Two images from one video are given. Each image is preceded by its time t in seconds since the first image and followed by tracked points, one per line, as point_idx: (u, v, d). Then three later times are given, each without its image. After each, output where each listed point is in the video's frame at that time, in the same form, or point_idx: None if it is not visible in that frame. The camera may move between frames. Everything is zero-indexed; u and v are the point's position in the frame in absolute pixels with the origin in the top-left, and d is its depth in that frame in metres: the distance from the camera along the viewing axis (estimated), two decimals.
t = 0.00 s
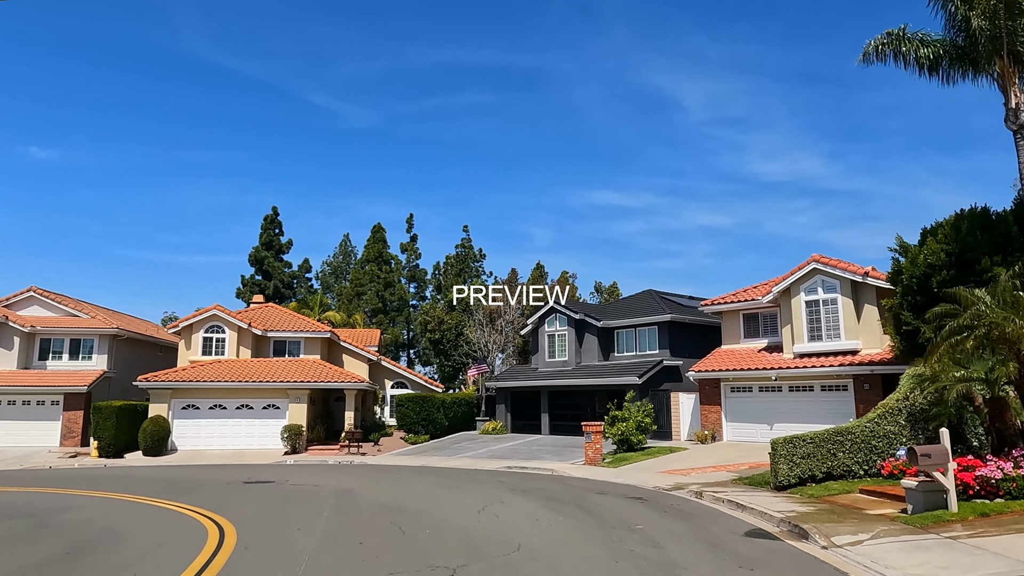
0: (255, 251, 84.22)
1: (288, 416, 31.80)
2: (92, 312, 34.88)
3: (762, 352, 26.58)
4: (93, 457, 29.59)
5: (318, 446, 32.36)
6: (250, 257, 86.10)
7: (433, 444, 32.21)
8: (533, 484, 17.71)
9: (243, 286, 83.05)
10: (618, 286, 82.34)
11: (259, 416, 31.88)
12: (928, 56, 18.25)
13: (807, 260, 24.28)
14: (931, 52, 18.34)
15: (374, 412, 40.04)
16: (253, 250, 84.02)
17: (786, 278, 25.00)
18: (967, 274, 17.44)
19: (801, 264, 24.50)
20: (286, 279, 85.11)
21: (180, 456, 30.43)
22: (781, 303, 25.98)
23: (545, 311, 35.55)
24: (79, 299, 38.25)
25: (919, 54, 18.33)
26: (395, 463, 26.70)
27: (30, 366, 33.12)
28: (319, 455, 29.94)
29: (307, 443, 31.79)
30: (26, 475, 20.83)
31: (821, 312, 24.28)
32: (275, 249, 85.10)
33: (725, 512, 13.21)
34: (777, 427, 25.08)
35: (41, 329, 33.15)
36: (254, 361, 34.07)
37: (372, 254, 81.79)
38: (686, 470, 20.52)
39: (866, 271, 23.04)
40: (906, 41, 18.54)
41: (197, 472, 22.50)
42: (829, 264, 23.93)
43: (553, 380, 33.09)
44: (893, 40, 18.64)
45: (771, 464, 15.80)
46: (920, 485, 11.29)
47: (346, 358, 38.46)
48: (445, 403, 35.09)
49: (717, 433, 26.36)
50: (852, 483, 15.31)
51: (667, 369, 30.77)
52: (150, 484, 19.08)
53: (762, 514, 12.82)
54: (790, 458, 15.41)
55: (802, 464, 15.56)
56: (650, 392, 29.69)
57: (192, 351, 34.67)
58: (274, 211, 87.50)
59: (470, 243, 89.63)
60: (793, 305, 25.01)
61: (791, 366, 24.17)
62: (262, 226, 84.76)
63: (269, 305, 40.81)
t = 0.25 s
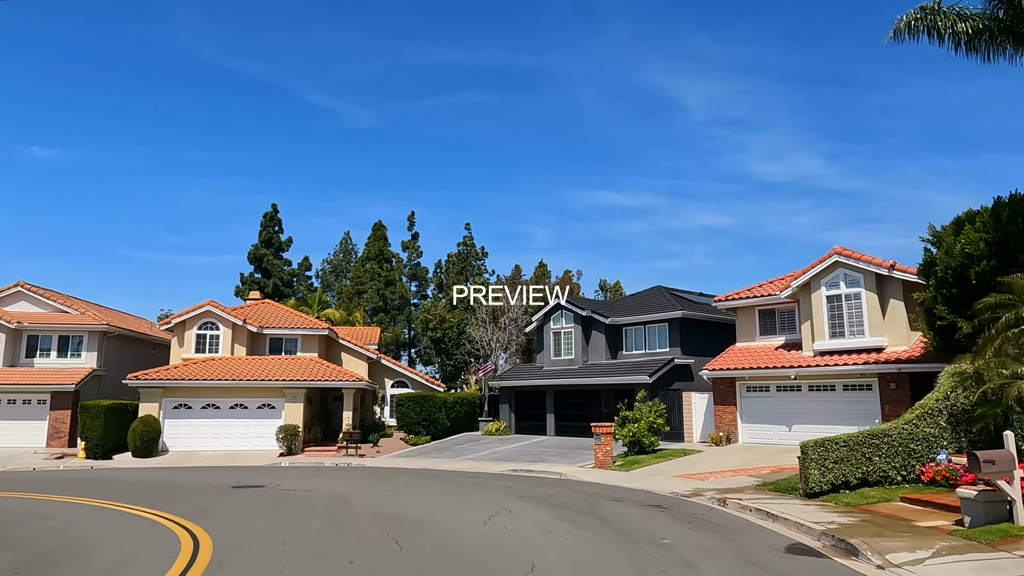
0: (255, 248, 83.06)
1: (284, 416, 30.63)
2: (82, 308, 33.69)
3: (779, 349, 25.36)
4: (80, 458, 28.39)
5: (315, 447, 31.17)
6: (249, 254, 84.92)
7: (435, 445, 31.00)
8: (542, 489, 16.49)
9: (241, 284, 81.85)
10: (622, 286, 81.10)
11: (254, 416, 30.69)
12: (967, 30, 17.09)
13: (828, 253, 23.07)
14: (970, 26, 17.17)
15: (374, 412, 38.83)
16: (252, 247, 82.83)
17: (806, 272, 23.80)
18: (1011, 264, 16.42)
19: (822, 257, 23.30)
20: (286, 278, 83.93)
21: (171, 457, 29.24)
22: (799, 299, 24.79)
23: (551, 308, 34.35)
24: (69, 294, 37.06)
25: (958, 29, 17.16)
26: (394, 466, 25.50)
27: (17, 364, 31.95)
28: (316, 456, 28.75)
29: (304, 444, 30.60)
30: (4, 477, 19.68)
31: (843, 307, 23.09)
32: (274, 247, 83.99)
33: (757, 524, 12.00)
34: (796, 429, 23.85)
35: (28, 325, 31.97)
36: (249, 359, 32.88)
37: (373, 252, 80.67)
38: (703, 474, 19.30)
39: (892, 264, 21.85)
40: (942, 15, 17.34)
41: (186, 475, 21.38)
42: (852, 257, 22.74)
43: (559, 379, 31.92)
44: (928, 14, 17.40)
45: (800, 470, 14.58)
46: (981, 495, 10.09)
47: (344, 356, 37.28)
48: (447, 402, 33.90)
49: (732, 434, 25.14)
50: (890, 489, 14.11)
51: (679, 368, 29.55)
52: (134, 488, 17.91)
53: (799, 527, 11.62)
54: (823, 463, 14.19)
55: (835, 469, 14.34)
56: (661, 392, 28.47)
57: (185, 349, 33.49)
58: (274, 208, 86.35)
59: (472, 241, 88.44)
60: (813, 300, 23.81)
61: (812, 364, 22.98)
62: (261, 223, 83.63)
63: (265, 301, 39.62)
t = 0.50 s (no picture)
0: (256, 246, 82.12)
1: (281, 416, 29.63)
2: (75, 304, 32.72)
3: (798, 348, 24.27)
4: (70, 459, 27.38)
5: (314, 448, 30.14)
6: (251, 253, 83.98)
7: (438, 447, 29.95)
8: (553, 495, 15.42)
9: (243, 282, 80.91)
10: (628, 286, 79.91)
11: (251, 416, 29.69)
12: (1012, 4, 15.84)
13: (852, 247, 21.98)
14: None
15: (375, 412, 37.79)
16: (253, 245, 81.88)
17: (828, 267, 22.71)
18: None
19: (844, 251, 22.21)
20: (287, 276, 82.97)
21: (165, 458, 28.24)
22: (819, 295, 23.71)
23: (558, 305, 33.27)
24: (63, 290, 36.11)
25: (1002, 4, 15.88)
26: (395, 469, 24.45)
27: (8, 361, 30.98)
28: (314, 458, 27.73)
29: (302, 445, 29.59)
30: None
31: (867, 304, 22.00)
32: (276, 245, 83.05)
33: (793, 537, 10.90)
34: (816, 431, 22.75)
35: (19, 321, 31.01)
36: (247, 357, 31.88)
37: (376, 250, 79.69)
38: (722, 479, 18.22)
39: (920, 258, 20.76)
40: None
41: (176, 478, 20.37)
42: (876, 251, 21.64)
43: (567, 379, 30.87)
44: None
45: (832, 476, 13.50)
46: None
47: (345, 354, 36.26)
48: (450, 402, 32.87)
49: (749, 436, 24.05)
50: (931, 498, 13.04)
51: (691, 367, 28.46)
52: (119, 492, 16.89)
53: (840, 540, 10.52)
54: (858, 469, 13.12)
55: (871, 475, 13.26)
56: (673, 392, 27.39)
57: (180, 346, 32.50)
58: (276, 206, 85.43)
59: (476, 239, 87.38)
60: (834, 296, 22.70)
61: (834, 364, 21.89)
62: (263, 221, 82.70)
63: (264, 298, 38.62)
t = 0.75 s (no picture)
0: (259, 245, 81.09)
1: (281, 417, 28.52)
2: (69, 301, 31.68)
3: (823, 346, 23.01)
4: (60, 461, 26.29)
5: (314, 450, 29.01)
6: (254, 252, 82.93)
7: (443, 449, 28.78)
8: (568, 504, 14.21)
9: (246, 282, 79.91)
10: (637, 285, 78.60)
11: (249, 416, 28.59)
12: None
13: (882, 238, 20.73)
14: None
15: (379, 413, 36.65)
16: (256, 244, 80.88)
17: (856, 259, 21.46)
18: None
19: (874, 243, 20.97)
20: (291, 275, 81.93)
21: (159, 460, 27.16)
22: (847, 289, 22.47)
23: (568, 302, 32.06)
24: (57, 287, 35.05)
25: None
26: (399, 473, 23.28)
27: None
28: (315, 461, 26.59)
29: (302, 447, 28.46)
30: None
31: (898, 299, 20.75)
32: (279, 243, 82.04)
33: (844, 554, 9.65)
34: (843, 434, 21.50)
35: (10, 318, 29.96)
36: (246, 356, 30.77)
37: (380, 249, 78.61)
38: (748, 485, 17.00)
39: (957, 250, 19.50)
40: None
41: (167, 482, 19.24)
42: (909, 242, 20.39)
43: (577, 379, 29.67)
44: None
45: (878, 484, 12.27)
46: None
47: (347, 353, 35.15)
48: (455, 403, 31.72)
49: (771, 439, 22.82)
50: (989, 508, 11.82)
51: (708, 366, 27.21)
52: (102, 498, 15.74)
53: (900, 558, 9.26)
54: (908, 475, 11.92)
55: (922, 483, 12.05)
56: (689, 392, 26.17)
57: (177, 344, 31.40)
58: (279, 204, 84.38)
59: (481, 238, 86.23)
60: (863, 291, 21.45)
61: (863, 362, 20.66)
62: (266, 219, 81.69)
63: (263, 295, 37.49)
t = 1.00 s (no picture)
0: (264, 244, 80.34)
1: (283, 418, 27.58)
2: (66, 299, 30.86)
3: (849, 344, 21.91)
4: (54, 464, 25.40)
5: (317, 452, 28.06)
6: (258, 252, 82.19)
7: (450, 451, 27.78)
8: (586, 512, 13.17)
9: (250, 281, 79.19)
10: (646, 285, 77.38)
11: (250, 418, 27.67)
12: None
13: (914, 230, 19.64)
14: None
15: (384, 414, 35.69)
16: (261, 243, 80.16)
17: (886, 252, 20.37)
18: None
19: (905, 235, 19.88)
20: (295, 275, 81.14)
21: (157, 463, 26.25)
22: (875, 284, 21.38)
23: (579, 299, 31.01)
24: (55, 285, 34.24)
25: None
26: (404, 476, 22.30)
27: None
28: (317, 464, 25.63)
29: (305, 449, 27.51)
30: None
31: (931, 293, 19.65)
32: (284, 243, 81.31)
33: (903, 573, 8.59)
34: (873, 436, 20.40)
35: (5, 316, 29.13)
36: (247, 356, 29.86)
37: (386, 249, 77.77)
38: (777, 490, 15.93)
39: (995, 241, 18.39)
40: None
41: (162, 486, 18.31)
42: (943, 233, 19.29)
43: (589, 378, 28.62)
44: None
45: (928, 492, 11.20)
46: None
47: (352, 353, 34.20)
48: (463, 403, 30.73)
49: (795, 442, 21.80)
50: None
51: (727, 365, 26.12)
52: (89, 504, 14.79)
53: None
54: (962, 483, 10.84)
55: (977, 491, 10.96)
56: (707, 392, 25.10)
57: (177, 343, 30.51)
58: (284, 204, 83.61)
59: (488, 237, 85.27)
60: (893, 286, 20.36)
61: (894, 360, 19.56)
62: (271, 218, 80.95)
63: (266, 293, 36.57)
